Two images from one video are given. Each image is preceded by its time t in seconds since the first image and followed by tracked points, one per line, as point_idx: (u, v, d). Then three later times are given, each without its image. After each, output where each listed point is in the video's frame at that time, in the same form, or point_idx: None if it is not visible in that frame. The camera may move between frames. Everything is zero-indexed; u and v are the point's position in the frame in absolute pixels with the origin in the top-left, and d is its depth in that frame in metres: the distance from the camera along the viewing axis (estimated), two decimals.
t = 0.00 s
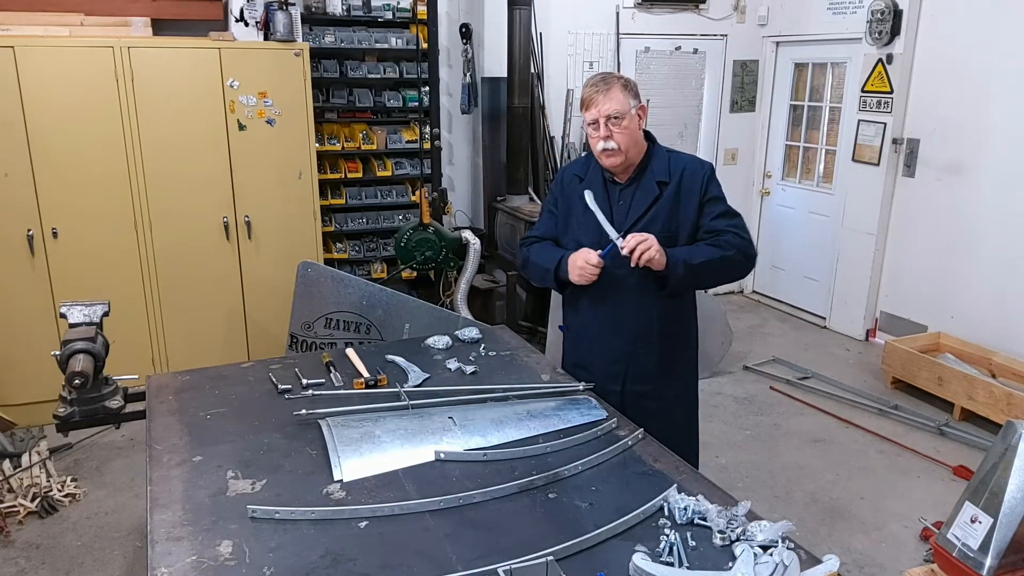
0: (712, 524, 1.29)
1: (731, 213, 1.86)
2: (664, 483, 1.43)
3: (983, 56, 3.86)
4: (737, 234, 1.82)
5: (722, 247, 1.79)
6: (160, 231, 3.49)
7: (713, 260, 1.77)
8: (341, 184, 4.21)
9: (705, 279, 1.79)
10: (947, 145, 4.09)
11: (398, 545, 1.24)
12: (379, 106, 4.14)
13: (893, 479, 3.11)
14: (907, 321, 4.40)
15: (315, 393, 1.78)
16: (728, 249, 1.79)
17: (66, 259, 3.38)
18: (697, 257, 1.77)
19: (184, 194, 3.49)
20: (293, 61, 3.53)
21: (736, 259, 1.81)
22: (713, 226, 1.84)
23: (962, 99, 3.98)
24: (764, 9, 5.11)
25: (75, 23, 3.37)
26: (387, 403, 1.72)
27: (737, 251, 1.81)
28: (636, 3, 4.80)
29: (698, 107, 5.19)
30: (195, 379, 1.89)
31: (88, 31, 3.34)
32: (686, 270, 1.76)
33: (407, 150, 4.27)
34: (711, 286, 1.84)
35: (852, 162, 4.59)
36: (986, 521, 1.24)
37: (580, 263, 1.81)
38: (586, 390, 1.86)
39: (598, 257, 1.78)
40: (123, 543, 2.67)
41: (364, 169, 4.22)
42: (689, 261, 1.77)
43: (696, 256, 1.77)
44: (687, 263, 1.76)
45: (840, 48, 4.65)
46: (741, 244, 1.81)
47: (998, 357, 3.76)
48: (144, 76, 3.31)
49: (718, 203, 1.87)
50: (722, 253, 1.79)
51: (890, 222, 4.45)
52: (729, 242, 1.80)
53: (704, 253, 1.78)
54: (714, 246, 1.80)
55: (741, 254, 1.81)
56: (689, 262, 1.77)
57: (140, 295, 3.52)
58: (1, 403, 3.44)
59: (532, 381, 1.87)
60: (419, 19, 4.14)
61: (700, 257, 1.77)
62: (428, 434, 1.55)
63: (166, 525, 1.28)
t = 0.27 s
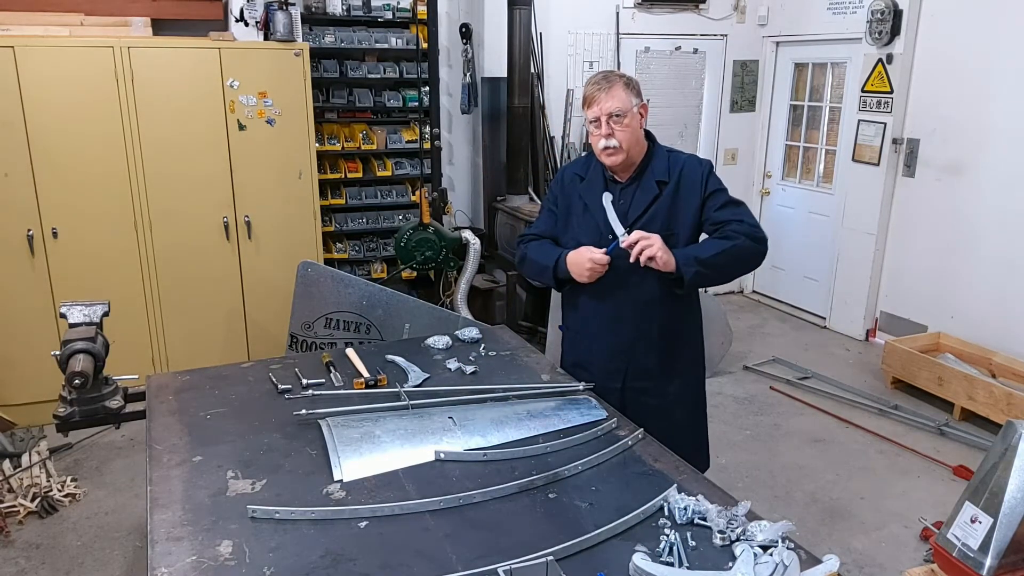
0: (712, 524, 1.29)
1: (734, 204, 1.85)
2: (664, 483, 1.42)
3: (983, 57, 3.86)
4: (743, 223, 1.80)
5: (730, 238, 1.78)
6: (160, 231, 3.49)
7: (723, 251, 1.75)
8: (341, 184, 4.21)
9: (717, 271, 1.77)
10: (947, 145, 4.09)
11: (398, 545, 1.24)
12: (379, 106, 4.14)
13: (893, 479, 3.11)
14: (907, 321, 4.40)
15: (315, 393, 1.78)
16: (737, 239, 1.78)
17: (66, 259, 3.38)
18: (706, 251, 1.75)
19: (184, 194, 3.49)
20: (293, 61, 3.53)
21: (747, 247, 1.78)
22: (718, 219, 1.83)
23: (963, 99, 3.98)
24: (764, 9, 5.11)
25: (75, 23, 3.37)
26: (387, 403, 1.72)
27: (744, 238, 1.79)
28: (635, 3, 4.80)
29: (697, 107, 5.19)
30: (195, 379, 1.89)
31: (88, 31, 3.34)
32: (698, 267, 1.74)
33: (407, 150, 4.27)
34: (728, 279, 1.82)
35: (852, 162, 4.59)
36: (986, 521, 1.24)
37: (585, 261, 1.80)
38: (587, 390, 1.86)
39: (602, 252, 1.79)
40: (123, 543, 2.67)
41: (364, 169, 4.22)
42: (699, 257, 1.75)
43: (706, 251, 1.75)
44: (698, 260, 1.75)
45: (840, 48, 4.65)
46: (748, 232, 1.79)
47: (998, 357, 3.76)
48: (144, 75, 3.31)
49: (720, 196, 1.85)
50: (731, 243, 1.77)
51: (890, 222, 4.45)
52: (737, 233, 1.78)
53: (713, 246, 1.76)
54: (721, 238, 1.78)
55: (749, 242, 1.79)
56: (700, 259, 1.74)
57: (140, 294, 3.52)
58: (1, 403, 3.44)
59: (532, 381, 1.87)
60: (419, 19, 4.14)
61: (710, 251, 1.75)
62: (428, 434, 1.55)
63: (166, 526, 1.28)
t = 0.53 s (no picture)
0: (713, 524, 1.29)
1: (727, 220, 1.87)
2: (664, 483, 1.43)
3: (983, 57, 3.86)
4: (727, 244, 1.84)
5: (713, 256, 1.81)
6: (160, 231, 3.49)
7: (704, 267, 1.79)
8: (341, 184, 4.21)
9: (692, 285, 1.81)
10: (947, 145, 4.09)
11: (398, 545, 1.24)
12: (379, 106, 4.14)
13: (893, 479, 3.11)
14: (907, 321, 4.40)
15: (315, 393, 1.78)
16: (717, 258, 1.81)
17: (66, 259, 3.38)
18: (689, 261, 1.78)
19: (184, 194, 3.49)
20: (293, 61, 3.53)
21: (723, 270, 1.82)
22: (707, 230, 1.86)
23: (963, 100, 3.98)
24: (764, 9, 5.12)
25: (75, 23, 3.37)
26: (387, 403, 1.72)
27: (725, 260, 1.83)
28: (636, 3, 4.80)
29: (698, 107, 5.19)
30: (195, 379, 1.89)
31: (88, 31, 3.34)
32: (675, 274, 1.78)
33: (407, 150, 4.26)
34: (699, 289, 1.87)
35: (852, 162, 4.59)
36: (986, 521, 1.24)
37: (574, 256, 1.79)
38: (586, 390, 1.86)
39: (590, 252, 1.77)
40: (123, 543, 2.67)
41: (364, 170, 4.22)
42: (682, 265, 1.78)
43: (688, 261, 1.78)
44: (680, 267, 1.77)
45: (840, 48, 4.65)
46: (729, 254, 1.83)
47: (998, 357, 3.76)
48: (144, 75, 3.31)
49: (715, 208, 1.87)
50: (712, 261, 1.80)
51: (890, 222, 4.45)
52: (719, 252, 1.82)
53: (696, 258, 1.79)
54: (705, 253, 1.81)
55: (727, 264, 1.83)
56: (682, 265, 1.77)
57: (140, 294, 3.52)
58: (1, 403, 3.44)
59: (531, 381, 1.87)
60: (419, 19, 4.14)
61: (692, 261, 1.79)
62: (428, 434, 1.55)
63: (166, 525, 1.28)
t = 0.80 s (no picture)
0: (712, 524, 1.29)
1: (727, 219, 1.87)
2: (664, 483, 1.43)
3: (983, 57, 3.85)
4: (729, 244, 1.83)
5: (717, 257, 1.80)
6: (160, 231, 3.49)
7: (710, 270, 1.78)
8: (341, 184, 4.21)
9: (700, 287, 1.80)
10: (947, 146, 4.09)
11: (398, 545, 1.24)
12: (379, 106, 4.15)
13: (893, 479, 3.12)
14: (907, 321, 4.40)
15: (315, 393, 1.78)
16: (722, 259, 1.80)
17: (66, 259, 3.38)
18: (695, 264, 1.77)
19: (184, 194, 3.49)
20: (293, 61, 3.53)
21: (729, 271, 1.82)
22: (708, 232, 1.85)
23: (963, 100, 3.98)
24: (764, 9, 5.12)
25: (75, 23, 3.37)
26: (387, 404, 1.72)
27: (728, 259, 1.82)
28: (635, 3, 4.81)
29: (698, 107, 5.19)
30: (195, 379, 1.89)
31: (88, 31, 3.34)
32: (686, 280, 1.77)
33: (407, 150, 4.26)
34: (705, 292, 1.86)
35: (852, 162, 4.59)
36: (986, 521, 1.24)
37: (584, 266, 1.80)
38: (587, 390, 1.86)
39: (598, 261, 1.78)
40: (123, 543, 2.67)
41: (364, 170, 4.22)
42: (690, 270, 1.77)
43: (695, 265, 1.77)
44: (688, 273, 1.77)
45: (840, 48, 4.65)
46: (733, 254, 1.82)
47: (998, 357, 3.76)
48: (144, 75, 3.31)
49: (715, 208, 1.87)
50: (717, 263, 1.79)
51: (890, 223, 4.45)
52: (723, 253, 1.81)
53: (702, 262, 1.78)
54: (709, 255, 1.80)
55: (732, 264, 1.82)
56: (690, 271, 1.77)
57: (140, 294, 3.52)
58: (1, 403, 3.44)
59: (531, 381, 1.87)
60: (419, 19, 4.15)
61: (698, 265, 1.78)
62: (428, 434, 1.55)
63: (166, 525, 1.28)
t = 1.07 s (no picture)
0: (712, 524, 1.29)
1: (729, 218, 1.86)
2: (664, 483, 1.42)
3: (983, 57, 3.85)
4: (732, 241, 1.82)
5: (721, 253, 1.79)
6: (160, 231, 3.49)
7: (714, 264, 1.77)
8: (341, 184, 4.21)
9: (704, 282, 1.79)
10: (947, 146, 4.09)
11: (398, 545, 1.24)
12: (379, 106, 4.14)
13: (893, 479, 3.12)
14: (907, 321, 4.40)
15: (315, 393, 1.78)
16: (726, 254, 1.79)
17: (66, 259, 3.38)
18: (699, 257, 1.76)
19: (184, 193, 3.49)
20: (293, 61, 3.53)
21: (732, 267, 1.81)
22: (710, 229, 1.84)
23: (963, 100, 3.98)
24: (764, 9, 5.12)
25: (75, 23, 3.37)
26: (387, 404, 1.72)
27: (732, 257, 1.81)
28: (636, 3, 4.80)
29: (698, 107, 5.19)
30: (195, 379, 1.89)
31: (88, 31, 3.33)
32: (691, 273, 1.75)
33: (407, 150, 4.26)
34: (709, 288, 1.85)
35: (852, 162, 4.59)
36: (986, 521, 1.24)
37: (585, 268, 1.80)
38: (587, 390, 1.86)
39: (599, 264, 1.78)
40: (123, 543, 2.67)
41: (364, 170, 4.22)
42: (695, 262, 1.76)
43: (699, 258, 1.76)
44: (693, 267, 1.75)
45: (840, 48, 4.65)
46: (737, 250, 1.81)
47: (998, 357, 3.76)
48: (144, 76, 3.31)
49: (718, 206, 1.87)
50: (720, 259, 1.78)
51: (890, 223, 4.45)
52: (726, 248, 1.80)
53: (707, 256, 1.77)
54: (713, 249, 1.79)
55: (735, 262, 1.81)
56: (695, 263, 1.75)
57: (140, 294, 3.52)
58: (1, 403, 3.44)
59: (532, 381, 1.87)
60: (419, 19, 4.15)
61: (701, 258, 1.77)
62: (428, 434, 1.55)
63: (166, 526, 1.28)
